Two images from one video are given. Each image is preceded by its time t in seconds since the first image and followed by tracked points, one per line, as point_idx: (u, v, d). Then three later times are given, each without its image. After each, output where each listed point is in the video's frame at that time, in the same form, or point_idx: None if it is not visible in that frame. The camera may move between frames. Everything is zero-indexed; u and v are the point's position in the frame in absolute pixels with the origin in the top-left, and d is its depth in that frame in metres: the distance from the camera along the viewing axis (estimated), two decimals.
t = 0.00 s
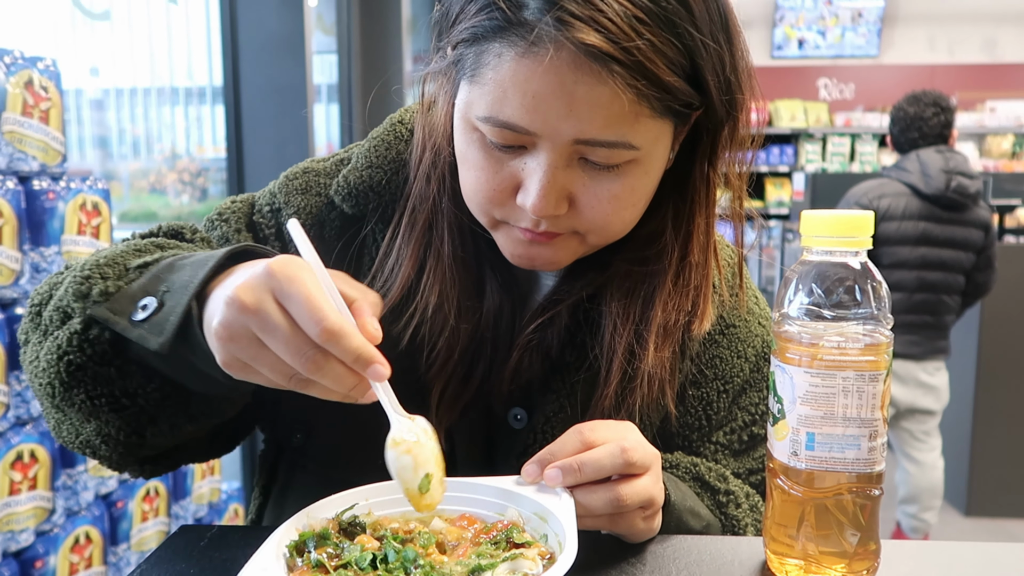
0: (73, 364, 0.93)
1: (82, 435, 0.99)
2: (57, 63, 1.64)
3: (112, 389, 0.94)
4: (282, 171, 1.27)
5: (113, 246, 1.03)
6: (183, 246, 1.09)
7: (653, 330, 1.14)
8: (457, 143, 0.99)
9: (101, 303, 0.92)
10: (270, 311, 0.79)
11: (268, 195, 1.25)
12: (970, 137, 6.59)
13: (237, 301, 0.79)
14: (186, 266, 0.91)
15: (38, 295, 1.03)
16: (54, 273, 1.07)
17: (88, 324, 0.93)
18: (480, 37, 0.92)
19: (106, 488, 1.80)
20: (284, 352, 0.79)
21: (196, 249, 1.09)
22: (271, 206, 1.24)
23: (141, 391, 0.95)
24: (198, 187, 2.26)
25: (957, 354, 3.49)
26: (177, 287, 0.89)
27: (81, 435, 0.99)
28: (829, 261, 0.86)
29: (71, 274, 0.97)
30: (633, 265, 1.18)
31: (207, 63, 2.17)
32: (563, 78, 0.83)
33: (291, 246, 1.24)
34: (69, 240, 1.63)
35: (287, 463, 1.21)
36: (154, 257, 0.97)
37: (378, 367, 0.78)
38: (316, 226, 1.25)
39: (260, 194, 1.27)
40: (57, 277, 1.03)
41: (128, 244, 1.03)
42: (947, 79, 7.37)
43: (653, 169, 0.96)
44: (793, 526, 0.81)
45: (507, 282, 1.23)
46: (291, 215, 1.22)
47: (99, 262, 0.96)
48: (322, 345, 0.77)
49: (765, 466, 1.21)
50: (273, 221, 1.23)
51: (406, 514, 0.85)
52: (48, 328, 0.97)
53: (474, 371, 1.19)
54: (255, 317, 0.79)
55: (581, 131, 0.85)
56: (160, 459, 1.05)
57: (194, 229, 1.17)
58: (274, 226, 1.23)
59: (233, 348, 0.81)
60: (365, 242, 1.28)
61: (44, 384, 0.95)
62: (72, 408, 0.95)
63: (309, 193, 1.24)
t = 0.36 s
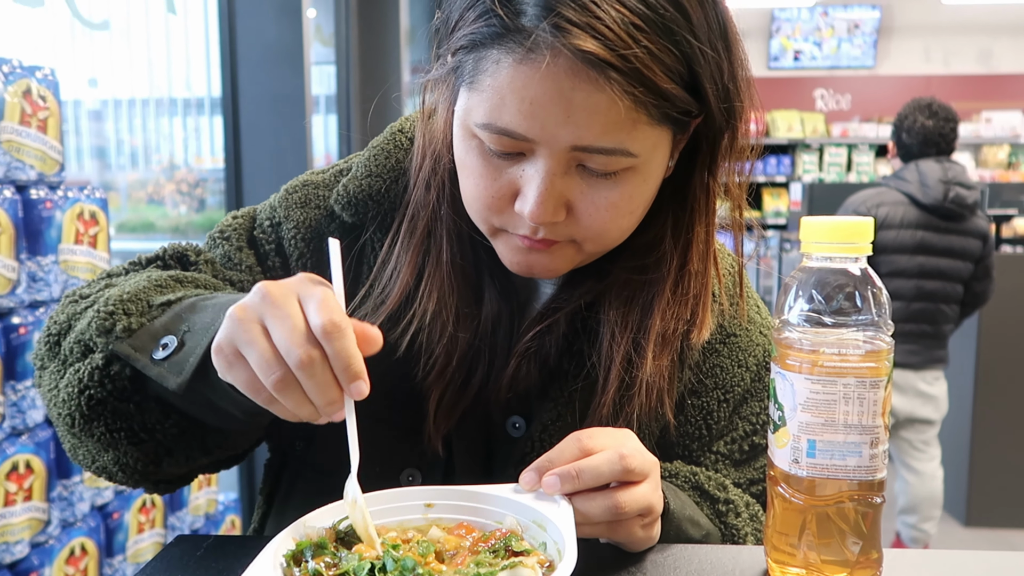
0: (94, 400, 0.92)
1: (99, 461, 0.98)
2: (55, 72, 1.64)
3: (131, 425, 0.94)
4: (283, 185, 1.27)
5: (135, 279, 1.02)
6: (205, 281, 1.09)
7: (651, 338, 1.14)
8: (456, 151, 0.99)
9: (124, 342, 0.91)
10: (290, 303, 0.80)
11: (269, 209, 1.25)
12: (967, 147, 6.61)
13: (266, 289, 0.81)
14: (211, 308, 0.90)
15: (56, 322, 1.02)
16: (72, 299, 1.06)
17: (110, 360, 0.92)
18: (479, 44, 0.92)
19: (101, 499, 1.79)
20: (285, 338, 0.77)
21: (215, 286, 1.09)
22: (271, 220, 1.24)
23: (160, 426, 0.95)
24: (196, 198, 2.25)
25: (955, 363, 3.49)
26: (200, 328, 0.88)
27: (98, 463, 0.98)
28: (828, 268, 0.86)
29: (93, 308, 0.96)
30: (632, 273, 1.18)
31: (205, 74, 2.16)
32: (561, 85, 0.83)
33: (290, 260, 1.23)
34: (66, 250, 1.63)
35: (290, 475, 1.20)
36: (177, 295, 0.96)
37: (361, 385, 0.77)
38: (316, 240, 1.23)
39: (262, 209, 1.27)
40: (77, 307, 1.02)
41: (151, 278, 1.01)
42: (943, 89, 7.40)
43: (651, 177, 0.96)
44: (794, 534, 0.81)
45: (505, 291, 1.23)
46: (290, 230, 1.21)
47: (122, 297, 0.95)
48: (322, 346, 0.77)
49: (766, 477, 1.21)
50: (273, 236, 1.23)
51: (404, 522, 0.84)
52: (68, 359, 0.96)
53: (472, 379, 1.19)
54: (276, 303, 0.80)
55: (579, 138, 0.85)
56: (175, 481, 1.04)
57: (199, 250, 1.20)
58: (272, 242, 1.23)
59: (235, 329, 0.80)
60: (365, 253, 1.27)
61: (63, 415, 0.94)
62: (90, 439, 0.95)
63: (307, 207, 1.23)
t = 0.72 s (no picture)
0: (73, 399, 0.91)
1: (82, 467, 0.95)
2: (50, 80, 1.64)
3: (111, 425, 0.92)
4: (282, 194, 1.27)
5: (121, 281, 1.01)
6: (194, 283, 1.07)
7: (652, 346, 1.13)
8: (457, 158, 0.99)
9: (102, 338, 0.90)
10: (294, 306, 0.76)
11: (268, 218, 1.24)
12: (962, 156, 6.64)
13: (267, 292, 0.76)
14: (191, 304, 0.88)
15: (45, 327, 1.02)
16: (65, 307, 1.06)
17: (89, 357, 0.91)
18: (481, 51, 0.92)
19: (95, 508, 1.77)
20: (293, 343, 0.74)
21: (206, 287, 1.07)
22: (271, 229, 1.23)
23: (139, 426, 0.93)
24: (192, 207, 2.25)
25: (952, 371, 3.49)
26: (179, 324, 0.86)
27: (81, 469, 0.96)
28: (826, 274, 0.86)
29: (76, 307, 0.95)
30: (633, 280, 1.18)
31: (201, 83, 2.17)
32: (563, 92, 0.83)
33: (290, 268, 1.22)
34: (60, 258, 1.62)
35: (288, 485, 1.20)
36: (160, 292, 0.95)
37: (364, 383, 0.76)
38: (316, 248, 1.23)
39: (261, 218, 1.26)
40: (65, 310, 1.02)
41: (137, 278, 1.00)
42: (937, 98, 7.45)
43: (652, 184, 0.96)
44: (793, 543, 0.80)
45: (505, 298, 1.22)
46: (290, 238, 1.21)
47: (105, 296, 0.95)
48: (330, 348, 0.74)
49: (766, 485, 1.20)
50: (273, 244, 1.23)
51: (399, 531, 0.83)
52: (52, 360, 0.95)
53: (472, 387, 1.18)
54: (280, 307, 0.75)
55: (581, 145, 0.85)
56: (166, 493, 1.02)
57: (196, 258, 1.16)
58: (273, 250, 1.23)
59: (236, 333, 0.75)
60: (365, 260, 1.27)
61: (45, 416, 0.93)
62: (71, 442, 0.93)
63: (308, 215, 1.23)
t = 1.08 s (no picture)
0: (97, 370, 0.91)
1: (84, 444, 0.95)
2: (46, 83, 1.64)
3: (131, 400, 0.92)
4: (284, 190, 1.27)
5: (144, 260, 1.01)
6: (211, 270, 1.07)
7: (652, 348, 1.13)
8: (454, 163, 0.99)
9: (135, 313, 0.90)
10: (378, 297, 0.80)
11: (269, 214, 1.25)
12: (958, 158, 6.66)
13: (352, 283, 0.81)
14: (225, 285, 0.90)
15: (56, 299, 1.00)
16: (72, 281, 1.04)
17: (118, 331, 0.91)
18: (475, 55, 0.92)
19: (91, 511, 1.77)
20: (383, 328, 0.78)
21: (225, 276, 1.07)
22: (271, 225, 1.24)
23: (160, 403, 0.93)
24: (189, 210, 2.25)
25: (948, 373, 3.50)
26: (214, 303, 0.88)
27: (82, 446, 0.95)
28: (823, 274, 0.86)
29: (101, 282, 0.95)
30: (632, 282, 1.18)
31: (199, 86, 2.16)
32: (558, 95, 0.83)
33: (289, 264, 1.23)
34: (57, 260, 1.61)
35: (286, 486, 1.19)
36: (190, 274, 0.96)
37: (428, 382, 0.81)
38: (315, 246, 1.23)
39: (263, 213, 1.27)
40: (81, 285, 1.00)
41: (162, 259, 1.00)
42: (933, 101, 7.47)
43: (650, 187, 0.96)
44: (790, 542, 0.81)
45: (505, 301, 1.22)
46: (290, 235, 1.21)
47: (134, 273, 0.95)
48: (414, 339, 0.79)
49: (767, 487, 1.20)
50: (273, 240, 1.23)
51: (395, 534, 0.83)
52: (68, 332, 0.94)
53: (472, 391, 1.18)
54: (365, 296, 0.80)
55: (577, 148, 0.85)
56: (153, 478, 1.03)
57: (200, 249, 1.17)
58: (274, 246, 1.23)
59: (326, 313, 0.78)
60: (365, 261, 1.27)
61: (58, 387, 0.92)
62: (83, 415, 0.92)
63: (308, 213, 1.23)
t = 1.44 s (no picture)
0: (101, 380, 0.90)
1: (84, 437, 0.94)
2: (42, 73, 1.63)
3: (136, 408, 0.92)
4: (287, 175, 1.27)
5: (149, 256, 0.98)
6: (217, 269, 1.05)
7: (655, 335, 1.14)
8: (455, 150, 0.98)
9: (143, 324, 0.88)
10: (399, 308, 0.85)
11: (273, 198, 1.24)
12: (957, 149, 6.66)
13: (375, 294, 0.85)
14: (235, 299, 0.90)
15: (56, 291, 0.96)
16: (70, 270, 1.00)
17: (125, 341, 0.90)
18: (476, 42, 0.92)
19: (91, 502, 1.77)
20: (411, 338, 0.82)
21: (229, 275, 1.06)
22: (275, 210, 1.23)
23: (166, 413, 0.93)
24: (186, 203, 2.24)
25: (947, 364, 3.50)
26: (225, 319, 0.88)
27: (82, 440, 0.94)
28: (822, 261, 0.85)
29: (107, 283, 0.92)
30: (634, 270, 1.18)
31: (196, 76, 2.16)
32: (560, 81, 0.83)
33: (291, 249, 1.22)
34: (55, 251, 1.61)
35: (287, 477, 1.19)
36: (198, 280, 0.94)
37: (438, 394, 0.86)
38: (317, 232, 1.23)
39: (266, 197, 1.26)
40: (83, 278, 0.97)
41: (167, 258, 0.97)
42: (933, 92, 7.47)
43: (652, 174, 0.96)
44: (790, 529, 0.81)
45: (507, 289, 1.22)
46: (293, 219, 1.21)
47: (141, 277, 0.92)
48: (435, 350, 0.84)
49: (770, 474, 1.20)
50: (276, 225, 1.22)
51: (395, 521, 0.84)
52: (70, 331, 0.93)
53: (475, 379, 1.19)
54: (390, 306, 0.84)
55: (579, 135, 0.85)
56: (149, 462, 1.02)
57: (202, 231, 1.17)
58: (277, 231, 1.22)
59: (359, 320, 0.81)
60: (366, 249, 1.26)
61: (62, 389, 0.91)
62: (87, 416, 0.92)
63: (312, 199, 1.23)
